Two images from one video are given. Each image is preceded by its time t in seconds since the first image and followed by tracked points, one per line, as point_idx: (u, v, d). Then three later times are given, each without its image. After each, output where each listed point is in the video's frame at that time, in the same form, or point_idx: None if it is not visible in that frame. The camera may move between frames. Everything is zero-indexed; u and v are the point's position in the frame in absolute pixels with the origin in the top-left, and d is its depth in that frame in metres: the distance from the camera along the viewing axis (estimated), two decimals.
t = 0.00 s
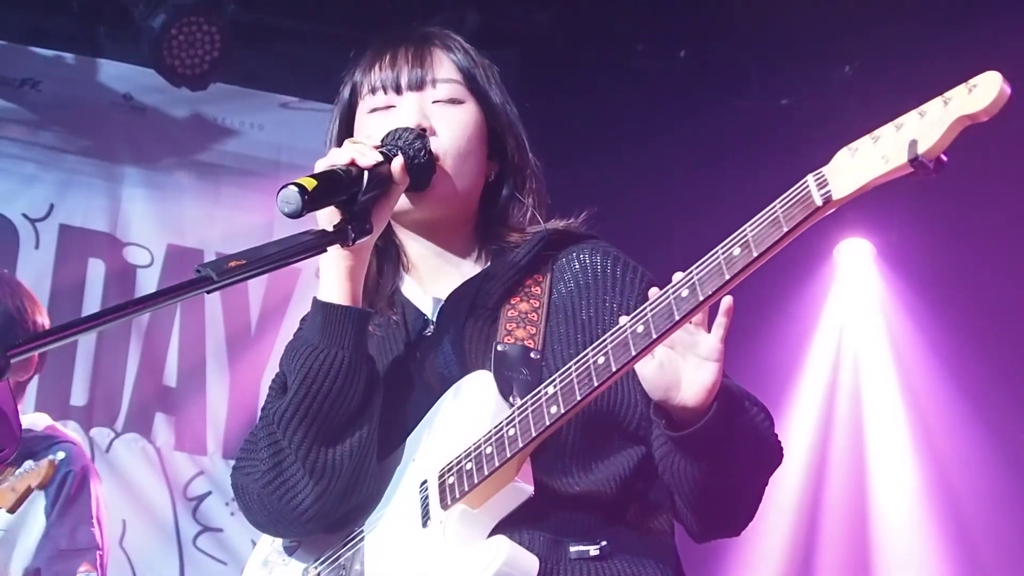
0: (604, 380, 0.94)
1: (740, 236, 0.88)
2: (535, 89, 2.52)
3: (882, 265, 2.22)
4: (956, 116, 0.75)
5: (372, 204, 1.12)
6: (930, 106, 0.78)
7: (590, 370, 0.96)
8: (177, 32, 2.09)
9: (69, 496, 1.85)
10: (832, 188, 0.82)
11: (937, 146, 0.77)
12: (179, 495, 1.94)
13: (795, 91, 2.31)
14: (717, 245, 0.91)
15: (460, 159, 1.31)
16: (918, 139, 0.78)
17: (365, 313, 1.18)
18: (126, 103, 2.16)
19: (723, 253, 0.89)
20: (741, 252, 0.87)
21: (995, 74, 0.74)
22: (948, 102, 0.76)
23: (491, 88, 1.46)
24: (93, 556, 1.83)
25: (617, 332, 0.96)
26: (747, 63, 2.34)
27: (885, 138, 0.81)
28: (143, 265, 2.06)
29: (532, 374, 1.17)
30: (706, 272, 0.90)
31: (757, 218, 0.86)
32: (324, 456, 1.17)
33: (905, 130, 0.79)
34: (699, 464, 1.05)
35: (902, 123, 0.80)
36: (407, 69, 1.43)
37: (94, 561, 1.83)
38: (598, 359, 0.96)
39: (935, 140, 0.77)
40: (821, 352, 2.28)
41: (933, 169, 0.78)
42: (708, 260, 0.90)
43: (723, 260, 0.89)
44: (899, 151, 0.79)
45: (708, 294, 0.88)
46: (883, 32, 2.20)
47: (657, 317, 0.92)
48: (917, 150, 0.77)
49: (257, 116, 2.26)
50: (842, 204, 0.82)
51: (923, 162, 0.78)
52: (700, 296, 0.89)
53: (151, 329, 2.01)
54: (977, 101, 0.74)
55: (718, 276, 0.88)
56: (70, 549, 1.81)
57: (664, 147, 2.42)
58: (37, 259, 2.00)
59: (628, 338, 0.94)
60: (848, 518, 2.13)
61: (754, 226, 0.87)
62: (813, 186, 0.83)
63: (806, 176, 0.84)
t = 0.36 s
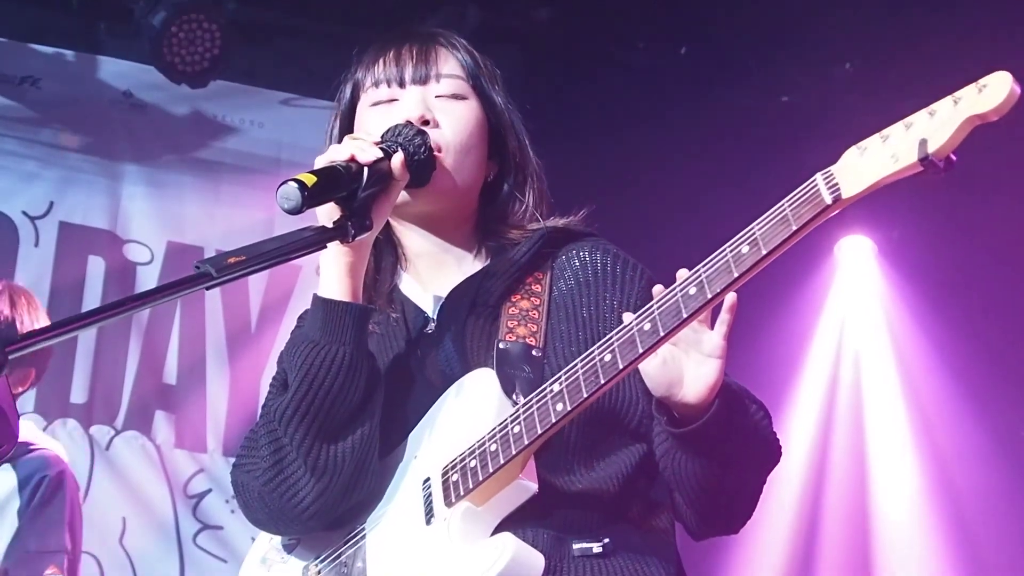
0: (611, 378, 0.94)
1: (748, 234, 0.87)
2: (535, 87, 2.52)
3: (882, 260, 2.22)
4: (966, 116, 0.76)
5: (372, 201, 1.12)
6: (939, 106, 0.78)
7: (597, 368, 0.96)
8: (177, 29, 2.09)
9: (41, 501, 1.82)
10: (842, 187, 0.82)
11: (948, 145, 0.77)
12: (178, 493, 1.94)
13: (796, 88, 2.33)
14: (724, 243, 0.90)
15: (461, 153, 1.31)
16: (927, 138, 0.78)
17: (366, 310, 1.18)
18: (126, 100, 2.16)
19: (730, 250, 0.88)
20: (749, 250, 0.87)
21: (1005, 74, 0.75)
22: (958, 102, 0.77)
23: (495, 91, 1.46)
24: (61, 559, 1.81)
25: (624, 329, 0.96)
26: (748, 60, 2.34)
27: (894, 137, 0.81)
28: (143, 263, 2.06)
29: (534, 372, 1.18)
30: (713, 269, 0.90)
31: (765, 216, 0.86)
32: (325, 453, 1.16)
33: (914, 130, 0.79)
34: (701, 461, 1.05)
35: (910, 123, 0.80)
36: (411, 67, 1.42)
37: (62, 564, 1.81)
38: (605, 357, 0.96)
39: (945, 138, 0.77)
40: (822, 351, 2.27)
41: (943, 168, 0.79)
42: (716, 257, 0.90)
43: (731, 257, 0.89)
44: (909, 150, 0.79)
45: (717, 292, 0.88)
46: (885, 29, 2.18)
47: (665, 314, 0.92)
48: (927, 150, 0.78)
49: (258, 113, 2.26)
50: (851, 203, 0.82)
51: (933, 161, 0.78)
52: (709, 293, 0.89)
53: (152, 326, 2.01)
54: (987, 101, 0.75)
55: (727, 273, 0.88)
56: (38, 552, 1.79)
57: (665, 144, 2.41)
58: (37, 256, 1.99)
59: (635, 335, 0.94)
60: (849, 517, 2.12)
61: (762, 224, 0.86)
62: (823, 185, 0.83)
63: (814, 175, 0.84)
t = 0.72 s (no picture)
0: (618, 385, 0.94)
1: (760, 245, 0.87)
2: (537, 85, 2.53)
3: (882, 259, 2.21)
4: (982, 136, 0.75)
5: (372, 196, 1.12)
6: (956, 126, 0.78)
7: (604, 374, 0.95)
8: (177, 27, 2.08)
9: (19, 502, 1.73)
10: (855, 204, 0.81)
11: (962, 165, 0.77)
12: (179, 492, 1.94)
13: (798, 87, 2.32)
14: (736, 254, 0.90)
15: (470, 154, 1.31)
16: (943, 158, 0.78)
17: (364, 308, 1.18)
18: (126, 99, 2.16)
19: (742, 262, 0.88)
20: (761, 261, 0.86)
21: None
22: (975, 122, 0.76)
23: (502, 90, 1.45)
24: (44, 559, 1.72)
25: (633, 337, 0.95)
26: (749, 58, 2.34)
27: (909, 154, 0.80)
28: (143, 262, 2.05)
29: (539, 374, 1.16)
30: (724, 280, 0.89)
31: (778, 229, 0.86)
32: (325, 451, 1.16)
33: (930, 148, 0.79)
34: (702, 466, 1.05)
35: (926, 141, 0.80)
36: (417, 65, 1.42)
37: (46, 563, 1.72)
38: (612, 363, 0.96)
39: (961, 159, 0.77)
40: (823, 351, 2.27)
41: (958, 187, 0.78)
42: (727, 268, 0.90)
43: (742, 268, 0.88)
44: (924, 169, 0.79)
45: (727, 302, 0.88)
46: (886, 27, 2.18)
47: (674, 323, 0.92)
48: (942, 169, 0.77)
49: (257, 112, 2.26)
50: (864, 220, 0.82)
51: (948, 180, 0.77)
52: (718, 304, 0.89)
53: (152, 325, 2.01)
54: (1003, 123, 0.75)
55: (738, 284, 0.87)
56: (20, 553, 1.70)
57: (667, 143, 2.41)
58: (37, 255, 1.99)
59: (644, 343, 0.94)
60: (849, 515, 2.13)
61: (774, 237, 0.86)
62: (836, 200, 0.83)
63: (828, 190, 0.84)
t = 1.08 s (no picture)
0: (627, 372, 0.94)
1: (769, 232, 0.89)
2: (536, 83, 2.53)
3: (882, 257, 2.21)
4: (993, 123, 0.78)
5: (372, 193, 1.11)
6: (966, 113, 0.81)
7: (612, 361, 0.96)
8: (176, 24, 2.07)
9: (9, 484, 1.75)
10: (867, 189, 0.84)
11: (973, 152, 0.80)
12: (177, 490, 1.93)
13: (797, 84, 2.32)
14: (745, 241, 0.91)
15: (476, 150, 1.32)
16: (954, 144, 0.81)
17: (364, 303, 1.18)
18: (124, 96, 2.15)
19: (752, 249, 0.89)
20: (771, 248, 0.88)
21: None
22: (986, 109, 0.79)
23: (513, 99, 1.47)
24: (39, 535, 1.73)
25: (641, 324, 0.96)
26: (748, 57, 2.34)
27: (918, 142, 0.83)
28: (141, 259, 2.05)
29: (539, 369, 1.17)
30: (734, 267, 0.90)
31: (789, 215, 0.87)
32: (326, 447, 1.16)
33: (940, 135, 0.82)
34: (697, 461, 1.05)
35: (935, 128, 0.82)
36: (436, 63, 1.43)
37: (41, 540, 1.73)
38: (619, 350, 0.96)
39: (971, 145, 0.80)
40: (821, 349, 2.27)
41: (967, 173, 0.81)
42: (737, 255, 0.91)
43: (752, 256, 0.90)
44: (934, 155, 0.81)
45: (736, 289, 0.89)
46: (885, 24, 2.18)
47: (683, 309, 0.93)
48: (953, 155, 0.80)
49: (256, 110, 2.26)
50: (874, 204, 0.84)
51: (959, 166, 0.80)
52: (729, 290, 0.89)
53: (150, 323, 2.01)
54: (1013, 110, 0.78)
55: (749, 270, 0.89)
56: (14, 531, 1.71)
57: (666, 142, 2.41)
58: (35, 253, 1.99)
59: (653, 330, 0.94)
60: (849, 509, 2.13)
61: (784, 223, 0.88)
62: (847, 186, 0.85)
63: (838, 176, 0.86)
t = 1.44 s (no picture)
0: (650, 372, 0.97)
1: (796, 240, 0.92)
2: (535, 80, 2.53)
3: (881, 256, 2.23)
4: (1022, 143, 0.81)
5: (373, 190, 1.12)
6: (994, 131, 0.84)
7: (635, 360, 0.98)
8: (174, 21, 2.07)
9: (30, 472, 1.79)
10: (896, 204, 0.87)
11: (1003, 169, 0.83)
12: (176, 487, 1.93)
13: (796, 80, 2.32)
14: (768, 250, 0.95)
15: (472, 155, 1.35)
16: (982, 163, 0.83)
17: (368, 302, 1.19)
18: (123, 94, 2.15)
19: (779, 255, 0.92)
20: (797, 256, 0.91)
21: None
22: (1013, 130, 0.82)
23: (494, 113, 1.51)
24: (54, 527, 1.77)
25: (664, 326, 0.98)
26: (748, 54, 2.34)
27: (946, 158, 0.86)
28: (140, 256, 2.05)
29: (543, 376, 1.20)
30: (759, 270, 0.93)
31: (815, 223, 0.91)
32: (331, 444, 1.15)
33: (967, 154, 0.84)
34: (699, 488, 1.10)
35: (963, 147, 0.85)
36: (423, 75, 1.46)
37: (55, 531, 1.76)
38: (642, 351, 0.98)
39: (1001, 163, 0.83)
40: (819, 348, 2.27)
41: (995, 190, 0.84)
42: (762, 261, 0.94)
43: (778, 261, 0.93)
44: (962, 172, 0.84)
45: (764, 295, 0.91)
46: (885, 20, 2.18)
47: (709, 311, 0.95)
48: (982, 172, 0.83)
49: (254, 107, 2.26)
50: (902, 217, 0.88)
51: (988, 183, 0.83)
52: (757, 297, 0.92)
53: (149, 320, 2.01)
54: None
55: (777, 277, 0.91)
56: (30, 522, 1.75)
57: (665, 139, 2.41)
58: (34, 250, 1.98)
59: (677, 334, 0.97)
60: (848, 504, 2.15)
61: (811, 231, 0.91)
62: (876, 201, 0.89)
63: (868, 190, 0.90)
